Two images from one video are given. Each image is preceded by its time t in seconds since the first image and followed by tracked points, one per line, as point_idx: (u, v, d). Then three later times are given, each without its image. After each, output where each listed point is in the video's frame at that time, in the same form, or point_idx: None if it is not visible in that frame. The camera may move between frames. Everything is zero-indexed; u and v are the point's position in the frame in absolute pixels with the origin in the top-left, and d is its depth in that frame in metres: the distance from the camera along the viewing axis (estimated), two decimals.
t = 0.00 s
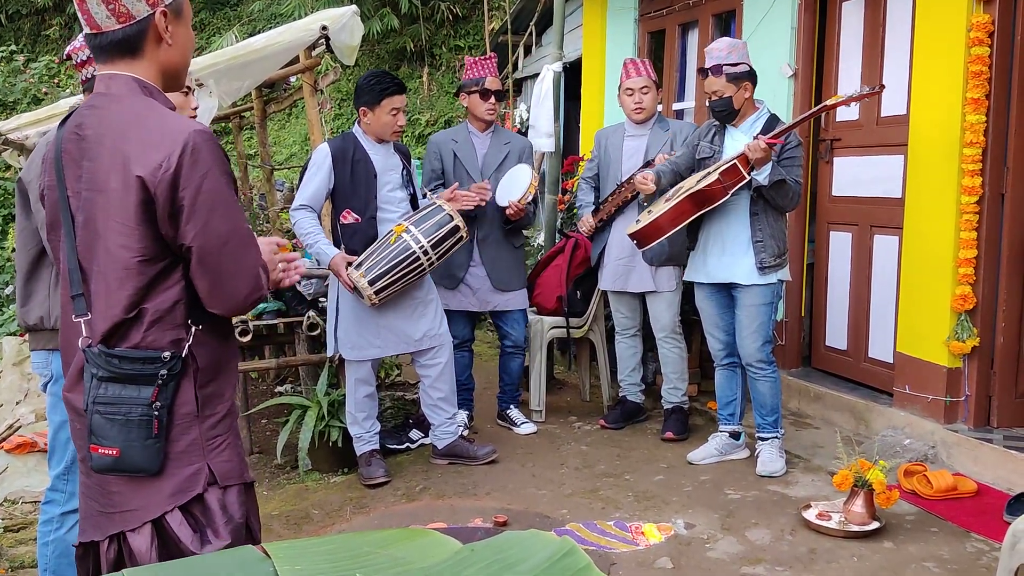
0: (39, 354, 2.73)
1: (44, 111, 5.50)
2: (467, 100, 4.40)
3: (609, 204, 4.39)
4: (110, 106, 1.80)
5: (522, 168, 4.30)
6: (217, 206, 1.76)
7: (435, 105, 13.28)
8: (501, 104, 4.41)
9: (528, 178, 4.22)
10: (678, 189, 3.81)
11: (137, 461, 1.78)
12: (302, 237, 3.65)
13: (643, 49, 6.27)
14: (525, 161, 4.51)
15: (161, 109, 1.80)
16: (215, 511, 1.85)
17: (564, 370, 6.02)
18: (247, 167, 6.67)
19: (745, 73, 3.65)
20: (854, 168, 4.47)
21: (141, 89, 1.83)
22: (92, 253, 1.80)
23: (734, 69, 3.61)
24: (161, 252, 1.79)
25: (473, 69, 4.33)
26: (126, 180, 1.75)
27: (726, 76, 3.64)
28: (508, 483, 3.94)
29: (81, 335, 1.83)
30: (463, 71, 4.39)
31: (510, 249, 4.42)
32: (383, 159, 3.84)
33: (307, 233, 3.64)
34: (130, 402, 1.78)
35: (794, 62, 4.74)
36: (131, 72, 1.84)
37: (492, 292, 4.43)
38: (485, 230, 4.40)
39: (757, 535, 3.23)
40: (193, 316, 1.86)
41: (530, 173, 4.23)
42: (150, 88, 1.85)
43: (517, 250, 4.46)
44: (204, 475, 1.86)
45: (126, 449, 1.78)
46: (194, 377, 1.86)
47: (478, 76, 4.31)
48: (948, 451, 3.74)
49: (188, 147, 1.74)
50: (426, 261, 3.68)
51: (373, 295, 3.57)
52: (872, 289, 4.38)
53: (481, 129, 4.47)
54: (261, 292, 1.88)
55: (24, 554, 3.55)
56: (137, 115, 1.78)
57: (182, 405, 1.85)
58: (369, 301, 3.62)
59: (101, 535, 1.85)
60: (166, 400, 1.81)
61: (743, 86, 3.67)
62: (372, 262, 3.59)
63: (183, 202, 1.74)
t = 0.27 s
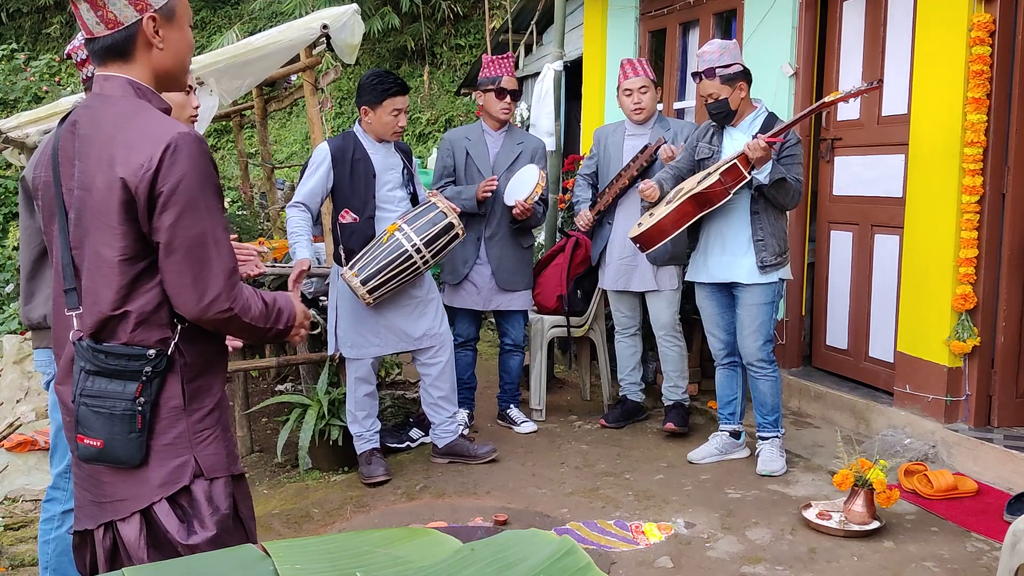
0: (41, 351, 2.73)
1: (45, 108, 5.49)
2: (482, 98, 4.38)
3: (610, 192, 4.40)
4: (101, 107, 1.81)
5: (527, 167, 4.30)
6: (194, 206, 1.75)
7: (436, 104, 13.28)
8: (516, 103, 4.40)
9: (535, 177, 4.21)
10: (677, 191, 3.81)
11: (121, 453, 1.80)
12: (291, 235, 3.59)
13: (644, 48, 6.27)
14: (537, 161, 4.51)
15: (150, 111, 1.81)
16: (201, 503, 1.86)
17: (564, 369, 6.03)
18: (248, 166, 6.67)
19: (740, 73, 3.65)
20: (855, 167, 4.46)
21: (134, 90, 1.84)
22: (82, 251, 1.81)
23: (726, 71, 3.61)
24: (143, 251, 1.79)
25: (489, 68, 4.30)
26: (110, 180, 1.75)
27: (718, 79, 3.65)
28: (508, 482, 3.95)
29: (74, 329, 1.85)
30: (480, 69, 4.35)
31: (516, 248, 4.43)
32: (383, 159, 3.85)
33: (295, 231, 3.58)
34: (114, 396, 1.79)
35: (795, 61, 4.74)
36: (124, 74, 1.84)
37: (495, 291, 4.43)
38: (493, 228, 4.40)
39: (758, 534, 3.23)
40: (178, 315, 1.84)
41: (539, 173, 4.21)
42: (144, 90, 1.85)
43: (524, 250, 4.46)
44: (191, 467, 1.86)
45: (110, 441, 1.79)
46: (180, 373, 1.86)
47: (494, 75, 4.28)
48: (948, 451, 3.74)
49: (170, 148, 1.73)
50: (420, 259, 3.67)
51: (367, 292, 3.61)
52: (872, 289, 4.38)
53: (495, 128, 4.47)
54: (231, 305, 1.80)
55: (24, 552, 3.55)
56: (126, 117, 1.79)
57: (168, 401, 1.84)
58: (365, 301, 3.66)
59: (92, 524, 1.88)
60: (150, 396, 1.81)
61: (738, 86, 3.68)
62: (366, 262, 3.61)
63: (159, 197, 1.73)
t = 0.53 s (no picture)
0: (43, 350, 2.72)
1: (46, 106, 5.49)
2: (503, 98, 4.37)
3: (606, 189, 4.40)
4: (88, 107, 1.82)
5: (535, 167, 4.32)
6: (184, 202, 1.75)
7: (438, 102, 13.28)
8: (536, 105, 4.37)
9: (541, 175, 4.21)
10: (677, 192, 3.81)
11: (104, 444, 1.82)
12: (305, 232, 3.67)
13: (646, 47, 6.26)
14: (554, 164, 4.49)
15: (135, 108, 1.81)
16: (177, 496, 1.87)
17: (565, 368, 6.03)
18: (249, 165, 6.67)
19: (733, 74, 3.63)
20: (856, 166, 4.46)
21: (120, 89, 1.84)
22: (68, 247, 1.83)
23: (720, 71, 3.60)
24: (132, 246, 1.80)
25: (512, 69, 4.31)
26: (97, 178, 1.76)
27: (713, 79, 3.64)
28: (509, 481, 3.95)
29: (58, 322, 1.88)
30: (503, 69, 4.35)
31: (525, 249, 4.41)
32: (384, 157, 3.84)
33: (308, 230, 3.65)
34: (97, 386, 1.81)
35: (796, 60, 4.73)
36: (111, 74, 1.84)
37: (501, 291, 4.42)
38: (503, 229, 4.39)
39: (758, 533, 3.23)
40: (162, 307, 1.85)
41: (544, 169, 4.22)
42: (130, 89, 1.85)
43: (535, 251, 4.45)
44: (168, 460, 1.87)
45: (93, 432, 1.82)
46: (161, 364, 1.87)
47: (515, 76, 4.28)
48: (949, 451, 3.73)
49: (155, 145, 1.74)
50: (424, 258, 3.67)
51: (369, 291, 3.60)
52: (873, 289, 4.38)
53: (514, 129, 4.46)
54: (232, 283, 1.83)
55: (25, 551, 3.55)
56: (111, 115, 1.79)
57: (149, 392, 1.86)
58: (367, 299, 3.65)
59: (78, 513, 1.91)
60: (132, 386, 1.84)
61: (733, 85, 3.67)
62: (368, 259, 3.60)
63: (148, 196, 1.74)
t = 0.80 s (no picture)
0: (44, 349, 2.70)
1: (48, 105, 5.49)
2: (516, 97, 4.36)
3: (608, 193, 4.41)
4: (72, 110, 1.85)
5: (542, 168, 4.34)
6: (147, 201, 1.74)
7: (439, 101, 13.28)
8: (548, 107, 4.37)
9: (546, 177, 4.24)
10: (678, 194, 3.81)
11: (88, 438, 1.84)
12: (306, 233, 3.66)
13: (647, 47, 6.26)
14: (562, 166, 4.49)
15: (113, 109, 1.82)
16: (157, 492, 1.86)
17: (566, 367, 6.03)
18: (250, 164, 6.67)
19: (732, 74, 3.63)
20: (857, 167, 4.46)
21: (107, 92, 1.85)
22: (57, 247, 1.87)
23: (719, 71, 3.60)
24: (108, 246, 1.81)
25: (527, 68, 4.28)
26: (68, 179, 1.78)
27: (713, 79, 3.64)
28: (509, 480, 3.95)
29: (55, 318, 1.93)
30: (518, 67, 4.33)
31: (530, 250, 4.41)
32: (385, 156, 3.84)
33: (309, 230, 3.65)
34: (82, 382, 1.84)
35: (797, 60, 4.73)
36: (100, 76, 1.86)
37: (505, 291, 4.42)
38: (509, 230, 4.39)
39: (759, 534, 3.23)
40: (144, 306, 1.85)
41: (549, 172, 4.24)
42: (118, 91, 1.86)
43: (540, 253, 4.45)
44: (150, 458, 1.86)
45: (78, 426, 1.84)
46: (144, 362, 1.86)
47: (529, 76, 4.26)
48: (950, 451, 3.73)
49: (119, 146, 1.74)
50: (426, 258, 3.67)
51: (373, 292, 3.60)
52: (875, 289, 4.37)
53: (524, 129, 4.46)
54: (208, 285, 1.79)
55: (27, 550, 3.56)
56: (87, 117, 1.81)
57: (133, 390, 1.87)
58: (370, 299, 3.65)
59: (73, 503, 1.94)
60: (114, 383, 1.84)
61: (732, 85, 3.67)
62: (372, 259, 3.60)
63: (113, 195, 1.74)
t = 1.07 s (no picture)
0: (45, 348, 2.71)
1: (49, 104, 5.49)
2: (512, 98, 4.37)
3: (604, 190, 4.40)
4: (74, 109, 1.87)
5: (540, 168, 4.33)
6: (127, 199, 1.73)
7: (441, 100, 13.28)
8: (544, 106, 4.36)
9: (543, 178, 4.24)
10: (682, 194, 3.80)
11: (85, 436, 1.85)
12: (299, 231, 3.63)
13: (648, 46, 6.26)
14: (560, 165, 4.45)
15: (112, 109, 1.82)
16: (153, 490, 1.86)
17: (568, 366, 6.03)
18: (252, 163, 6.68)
19: (736, 73, 3.63)
20: (859, 166, 4.46)
21: (111, 92, 1.85)
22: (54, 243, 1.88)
23: (722, 70, 3.60)
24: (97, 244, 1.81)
25: (522, 68, 4.27)
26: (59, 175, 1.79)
27: (715, 79, 3.64)
28: (511, 480, 3.95)
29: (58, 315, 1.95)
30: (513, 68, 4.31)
31: (532, 250, 4.40)
32: (387, 158, 3.84)
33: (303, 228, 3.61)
34: (78, 380, 1.85)
35: (800, 59, 4.73)
36: (104, 77, 1.87)
37: (507, 291, 4.42)
38: (511, 231, 4.38)
39: (760, 534, 3.23)
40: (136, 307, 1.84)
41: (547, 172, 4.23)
42: (120, 91, 1.86)
43: (543, 253, 4.44)
44: (147, 456, 1.87)
45: (76, 423, 1.86)
46: (139, 361, 1.86)
47: (524, 76, 4.25)
48: (952, 451, 3.73)
49: (108, 143, 1.75)
50: (425, 257, 3.67)
51: (370, 289, 3.59)
52: (876, 289, 4.37)
53: (521, 129, 4.45)
54: (171, 296, 1.74)
55: (28, 549, 3.56)
56: (84, 116, 1.82)
57: (129, 388, 1.87)
58: (370, 299, 3.65)
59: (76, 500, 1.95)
60: (108, 382, 1.84)
61: (735, 84, 3.66)
62: (370, 259, 3.60)
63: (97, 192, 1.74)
